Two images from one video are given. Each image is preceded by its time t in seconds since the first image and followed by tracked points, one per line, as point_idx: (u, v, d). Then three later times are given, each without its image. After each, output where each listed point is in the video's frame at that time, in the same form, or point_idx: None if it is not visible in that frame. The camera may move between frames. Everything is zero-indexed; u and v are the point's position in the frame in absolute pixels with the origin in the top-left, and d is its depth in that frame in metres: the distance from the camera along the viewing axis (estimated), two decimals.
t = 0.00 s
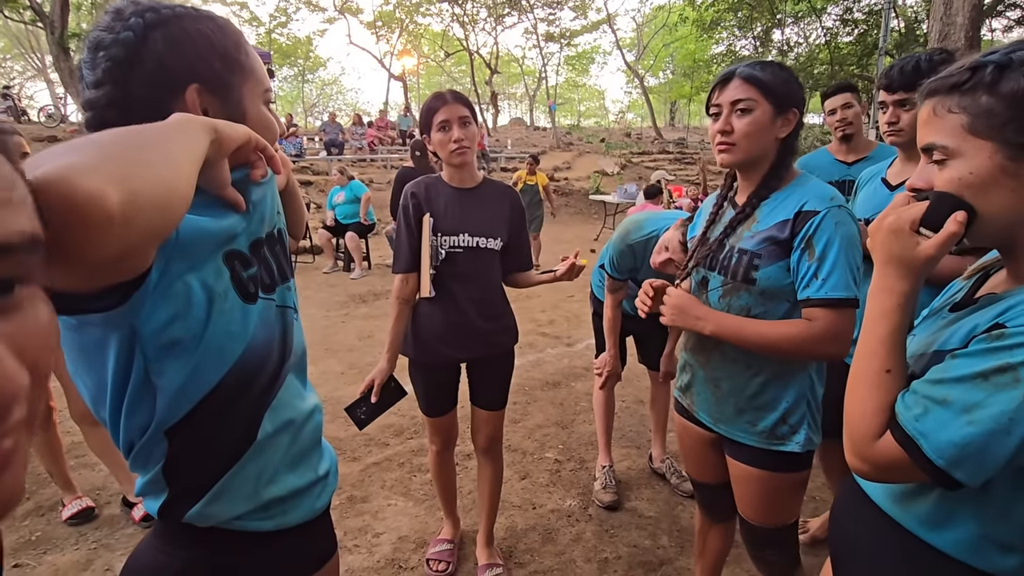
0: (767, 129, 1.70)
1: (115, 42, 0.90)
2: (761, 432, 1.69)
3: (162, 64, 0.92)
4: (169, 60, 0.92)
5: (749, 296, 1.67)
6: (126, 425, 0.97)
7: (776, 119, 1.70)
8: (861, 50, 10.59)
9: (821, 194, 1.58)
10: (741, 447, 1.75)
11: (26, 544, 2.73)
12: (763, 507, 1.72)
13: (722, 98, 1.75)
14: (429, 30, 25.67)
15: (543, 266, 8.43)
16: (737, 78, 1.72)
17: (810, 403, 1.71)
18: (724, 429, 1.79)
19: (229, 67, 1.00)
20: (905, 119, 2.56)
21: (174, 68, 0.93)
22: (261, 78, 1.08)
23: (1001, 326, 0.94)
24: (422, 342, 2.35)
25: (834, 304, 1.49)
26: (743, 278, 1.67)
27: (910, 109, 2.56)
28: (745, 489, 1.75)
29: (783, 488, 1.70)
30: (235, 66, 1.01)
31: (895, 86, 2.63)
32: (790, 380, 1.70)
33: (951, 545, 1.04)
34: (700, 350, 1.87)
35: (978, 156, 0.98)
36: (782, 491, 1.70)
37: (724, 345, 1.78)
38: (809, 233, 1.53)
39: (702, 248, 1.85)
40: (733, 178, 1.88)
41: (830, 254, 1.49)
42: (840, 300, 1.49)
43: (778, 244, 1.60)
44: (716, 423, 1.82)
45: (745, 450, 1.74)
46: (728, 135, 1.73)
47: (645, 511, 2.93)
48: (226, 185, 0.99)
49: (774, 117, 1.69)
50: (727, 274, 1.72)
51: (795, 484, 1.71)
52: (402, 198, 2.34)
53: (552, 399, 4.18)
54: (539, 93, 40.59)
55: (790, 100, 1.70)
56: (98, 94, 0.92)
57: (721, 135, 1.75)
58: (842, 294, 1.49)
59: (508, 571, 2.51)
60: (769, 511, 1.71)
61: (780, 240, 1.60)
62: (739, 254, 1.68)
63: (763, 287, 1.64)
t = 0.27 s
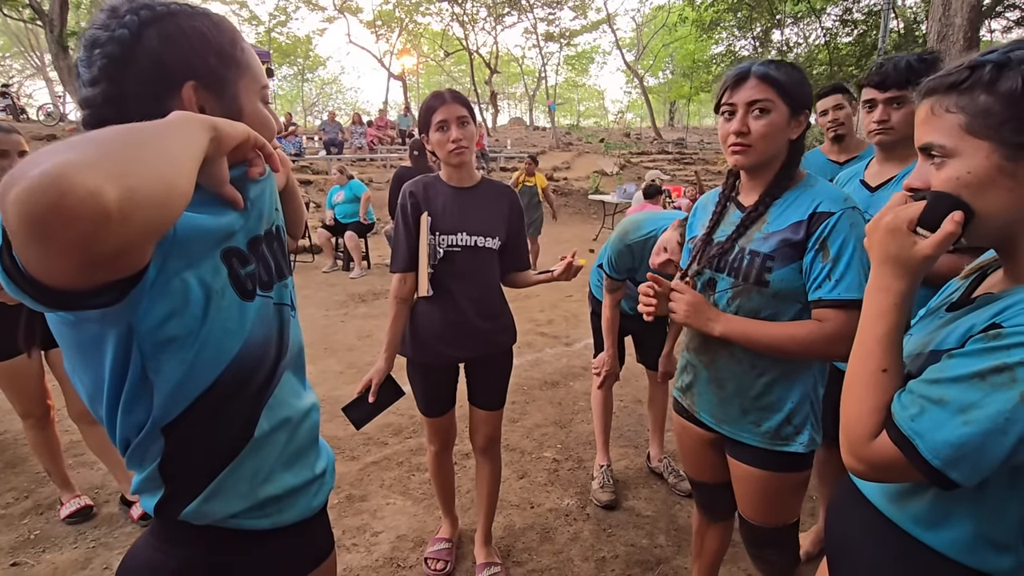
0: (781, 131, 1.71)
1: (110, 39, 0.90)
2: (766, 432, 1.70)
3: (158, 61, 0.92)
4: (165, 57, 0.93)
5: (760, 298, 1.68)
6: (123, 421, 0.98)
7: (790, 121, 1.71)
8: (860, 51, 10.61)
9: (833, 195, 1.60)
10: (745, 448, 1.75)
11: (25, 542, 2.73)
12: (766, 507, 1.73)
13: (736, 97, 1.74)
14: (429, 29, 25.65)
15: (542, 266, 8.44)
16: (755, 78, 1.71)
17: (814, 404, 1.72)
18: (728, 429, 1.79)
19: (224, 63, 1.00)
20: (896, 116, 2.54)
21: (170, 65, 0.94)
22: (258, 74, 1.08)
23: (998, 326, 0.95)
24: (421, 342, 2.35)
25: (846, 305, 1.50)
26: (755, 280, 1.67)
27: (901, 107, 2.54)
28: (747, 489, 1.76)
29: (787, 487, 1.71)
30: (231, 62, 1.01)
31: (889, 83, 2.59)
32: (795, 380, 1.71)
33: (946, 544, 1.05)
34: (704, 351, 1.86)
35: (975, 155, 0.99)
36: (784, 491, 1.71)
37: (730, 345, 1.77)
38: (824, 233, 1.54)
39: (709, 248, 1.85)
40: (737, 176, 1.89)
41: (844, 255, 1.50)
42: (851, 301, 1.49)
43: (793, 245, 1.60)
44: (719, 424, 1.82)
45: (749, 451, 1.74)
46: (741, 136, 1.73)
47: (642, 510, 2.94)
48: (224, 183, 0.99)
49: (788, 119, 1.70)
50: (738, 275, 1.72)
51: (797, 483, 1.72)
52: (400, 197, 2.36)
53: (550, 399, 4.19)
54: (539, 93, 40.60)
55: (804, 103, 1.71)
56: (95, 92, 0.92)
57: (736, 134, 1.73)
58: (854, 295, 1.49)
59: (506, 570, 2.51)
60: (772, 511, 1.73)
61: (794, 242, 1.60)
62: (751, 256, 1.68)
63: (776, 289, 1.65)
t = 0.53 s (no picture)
0: (783, 134, 1.71)
1: (115, 42, 0.91)
2: (772, 434, 1.70)
3: (160, 62, 0.93)
4: (167, 59, 0.93)
5: (767, 299, 1.68)
6: (126, 420, 0.98)
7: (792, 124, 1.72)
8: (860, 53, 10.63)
9: (841, 197, 1.61)
10: (750, 450, 1.75)
11: (25, 541, 2.73)
12: (772, 508, 1.73)
13: (738, 101, 1.74)
14: (429, 30, 25.66)
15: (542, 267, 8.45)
16: (756, 82, 1.71)
17: (818, 406, 1.73)
18: (732, 432, 1.80)
19: (226, 64, 1.00)
20: (868, 122, 2.54)
21: (172, 66, 0.94)
22: (259, 75, 1.09)
23: (996, 329, 0.96)
24: (421, 342, 2.36)
25: (851, 306, 1.50)
26: (762, 281, 1.68)
27: (872, 112, 2.53)
28: (750, 492, 1.76)
29: (793, 488, 1.72)
30: (233, 63, 1.01)
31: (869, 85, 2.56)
32: (800, 383, 1.72)
33: (944, 545, 1.05)
34: (708, 353, 1.86)
35: (974, 159, 0.99)
36: (788, 493, 1.72)
37: (737, 347, 1.78)
38: (831, 234, 1.55)
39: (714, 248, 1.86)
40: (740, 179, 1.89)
41: (850, 256, 1.50)
42: (856, 302, 1.50)
43: (800, 246, 1.61)
44: (724, 426, 1.82)
45: (754, 454, 1.74)
46: (744, 140, 1.73)
47: (642, 510, 2.95)
48: (228, 185, 1.00)
49: (790, 122, 1.71)
50: (744, 276, 1.72)
51: (802, 484, 1.73)
52: (401, 198, 2.36)
53: (550, 400, 4.19)
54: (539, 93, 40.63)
55: (807, 104, 1.71)
56: (99, 94, 0.93)
57: (737, 139, 1.74)
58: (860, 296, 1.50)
59: (506, 570, 2.52)
60: (777, 513, 1.73)
61: (802, 243, 1.61)
62: (758, 257, 1.69)
63: (783, 290, 1.65)
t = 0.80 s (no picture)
0: (783, 136, 1.71)
1: (127, 42, 0.92)
2: (777, 437, 1.70)
3: (170, 63, 0.93)
4: (181, 61, 0.94)
5: (770, 300, 1.68)
6: (135, 417, 0.99)
7: (793, 125, 1.71)
8: (862, 55, 10.65)
9: (844, 198, 1.61)
10: (754, 453, 1.75)
11: (27, 540, 2.73)
12: (778, 510, 1.73)
13: (739, 103, 1.74)
14: (431, 31, 25.65)
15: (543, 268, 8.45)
16: (758, 85, 1.71)
17: (824, 409, 1.73)
18: (737, 434, 1.80)
19: (236, 65, 1.00)
20: (855, 127, 2.56)
21: (182, 67, 0.94)
22: (268, 76, 1.09)
23: (1003, 331, 0.96)
24: (424, 342, 2.36)
25: (851, 306, 1.50)
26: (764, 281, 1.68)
27: (859, 117, 2.55)
28: (755, 495, 1.76)
29: (799, 490, 1.72)
30: (245, 65, 1.02)
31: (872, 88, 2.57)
32: (806, 385, 1.71)
33: (950, 546, 1.05)
34: (713, 355, 1.87)
35: (980, 161, 0.99)
36: (792, 496, 1.72)
37: (743, 349, 1.77)
38: (833, 234, 1.55)
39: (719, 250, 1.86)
40: (747, 183, 1.89)
41: (851, 255, 1.50)
42: (857, 303, 1.49)
43: (803, 247, 1.62)
44: (729, 428, 1.82)
45: (759, 456, 1.74)
46: (743, 143, 1.75)
47: (644, 512, 2.95)
48: (236, 184, 1.00)
49: (791, 124, 1.70)
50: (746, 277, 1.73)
51: (808, 487, 1.73)
52: (402, 198, 2.35)
53: (551, 400, 4.19)
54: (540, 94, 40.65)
55: (808, 105, 1.70)
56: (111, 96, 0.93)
57: (738, 142, 1.76)
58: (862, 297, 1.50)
59: (508, 570, 2.51)
60: (783, 516, 1.73)
61: (804, 243, 1.61)
62: (760, 258, 1.70)
63: (785, 291, 1.66)
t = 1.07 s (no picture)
0: (791, 139, 1.70)
1: (132, 40, 0.91)
2: (777, 438, 1.70)
3: (177, 62, 0.93)
4: (187, 60, 0.94)
5: (771, 300, 1.68)
6: (141, 415, 0.98)
7: (800, 127, 1.71)
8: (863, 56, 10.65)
9: (849, 199, 1.61)
10: (755, 454, 1.75)
11: (28, 538, 2.73)
12: (779, 512, 1.73)
13: (744, 107, 1.74)
14: (432, 31, 25.65)
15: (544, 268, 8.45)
16: (761, 90, 1.70)
17: (826, 410, 1.72)
18: (737, 435, 1.80)
19: (242, 64, 1.00)
20: (851, 131, 2.56)
21: (188, 66, 0.94)
22: (272, 75, 1.09)
23: (1010, 332, 0.95)
24: (427, 342, 2.36)
25: (851, 307, 1.49)
26: (765, 281, 1.68)
27: (855, 121, 2.54)
28: (757, 497, 1.76)
29: (801, 492, 1.72)
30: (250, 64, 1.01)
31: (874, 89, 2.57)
32: (809, 386, 1.71)
33: (955, 548, 1.05)
34: (715, 354, 1.86)
35: (986, 162, 0.99)
36: (794, 499, 1.71)
37: (744, 348, 1.77)
38: (835, 234, 1.55)
39: (725, 250, 1.86)
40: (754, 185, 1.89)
41: (853, 256, 1.50)
42: (858, 304, 1.49)
43: (805, 247, 1.62)
44: (730, 429, 1.82)
45: (760, 456, 1.74)
46: (751, 148, 1.74)
47: (645, 512, 2.94)
48: (243, 182, 1.00)
49: (799, 125, 1.70)
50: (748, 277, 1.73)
51: (810, 489, 1.73)
52: (403, 199, 2.35)
53: (553, 401, 4.19)
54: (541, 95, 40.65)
55: (814, 105, 1.69)
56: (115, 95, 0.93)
57: (746, 148, 1.75)
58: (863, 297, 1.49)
59: (509, 570, 2.51)
60: (784, 518, 1.73)
61: (806, 243, 1.61)
62: (762, 258, 1.70)
63: (786, 291, 1.65)
